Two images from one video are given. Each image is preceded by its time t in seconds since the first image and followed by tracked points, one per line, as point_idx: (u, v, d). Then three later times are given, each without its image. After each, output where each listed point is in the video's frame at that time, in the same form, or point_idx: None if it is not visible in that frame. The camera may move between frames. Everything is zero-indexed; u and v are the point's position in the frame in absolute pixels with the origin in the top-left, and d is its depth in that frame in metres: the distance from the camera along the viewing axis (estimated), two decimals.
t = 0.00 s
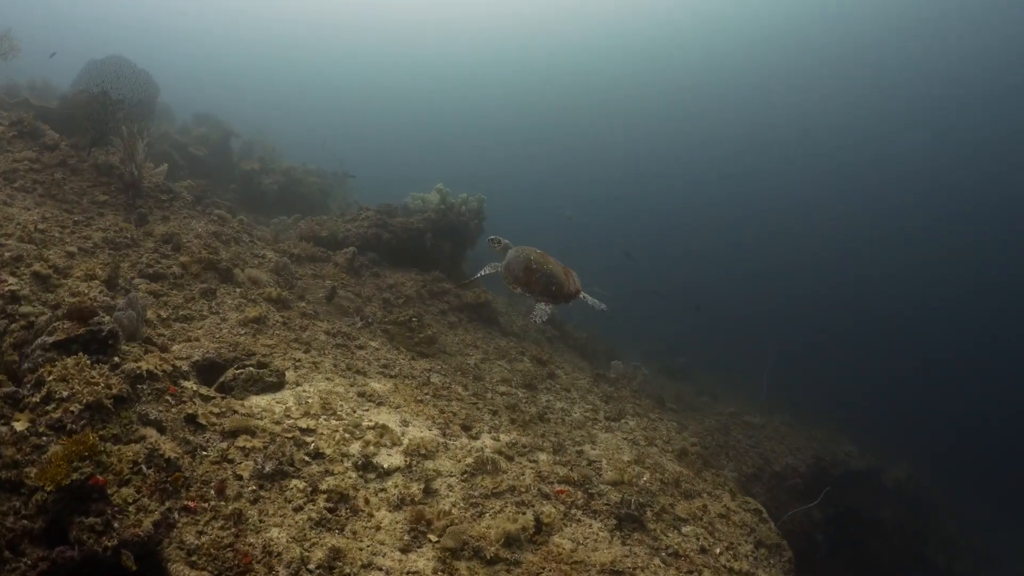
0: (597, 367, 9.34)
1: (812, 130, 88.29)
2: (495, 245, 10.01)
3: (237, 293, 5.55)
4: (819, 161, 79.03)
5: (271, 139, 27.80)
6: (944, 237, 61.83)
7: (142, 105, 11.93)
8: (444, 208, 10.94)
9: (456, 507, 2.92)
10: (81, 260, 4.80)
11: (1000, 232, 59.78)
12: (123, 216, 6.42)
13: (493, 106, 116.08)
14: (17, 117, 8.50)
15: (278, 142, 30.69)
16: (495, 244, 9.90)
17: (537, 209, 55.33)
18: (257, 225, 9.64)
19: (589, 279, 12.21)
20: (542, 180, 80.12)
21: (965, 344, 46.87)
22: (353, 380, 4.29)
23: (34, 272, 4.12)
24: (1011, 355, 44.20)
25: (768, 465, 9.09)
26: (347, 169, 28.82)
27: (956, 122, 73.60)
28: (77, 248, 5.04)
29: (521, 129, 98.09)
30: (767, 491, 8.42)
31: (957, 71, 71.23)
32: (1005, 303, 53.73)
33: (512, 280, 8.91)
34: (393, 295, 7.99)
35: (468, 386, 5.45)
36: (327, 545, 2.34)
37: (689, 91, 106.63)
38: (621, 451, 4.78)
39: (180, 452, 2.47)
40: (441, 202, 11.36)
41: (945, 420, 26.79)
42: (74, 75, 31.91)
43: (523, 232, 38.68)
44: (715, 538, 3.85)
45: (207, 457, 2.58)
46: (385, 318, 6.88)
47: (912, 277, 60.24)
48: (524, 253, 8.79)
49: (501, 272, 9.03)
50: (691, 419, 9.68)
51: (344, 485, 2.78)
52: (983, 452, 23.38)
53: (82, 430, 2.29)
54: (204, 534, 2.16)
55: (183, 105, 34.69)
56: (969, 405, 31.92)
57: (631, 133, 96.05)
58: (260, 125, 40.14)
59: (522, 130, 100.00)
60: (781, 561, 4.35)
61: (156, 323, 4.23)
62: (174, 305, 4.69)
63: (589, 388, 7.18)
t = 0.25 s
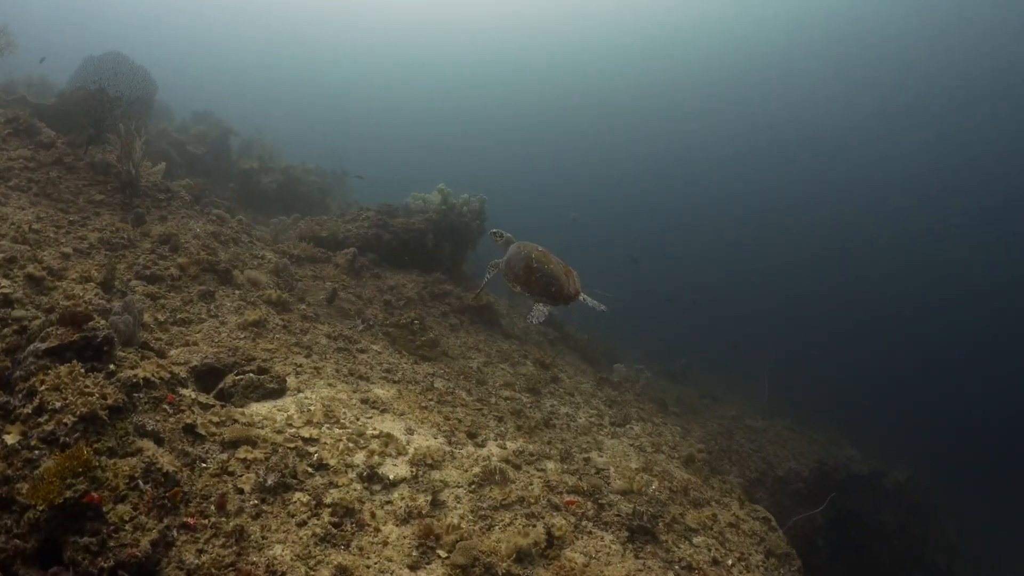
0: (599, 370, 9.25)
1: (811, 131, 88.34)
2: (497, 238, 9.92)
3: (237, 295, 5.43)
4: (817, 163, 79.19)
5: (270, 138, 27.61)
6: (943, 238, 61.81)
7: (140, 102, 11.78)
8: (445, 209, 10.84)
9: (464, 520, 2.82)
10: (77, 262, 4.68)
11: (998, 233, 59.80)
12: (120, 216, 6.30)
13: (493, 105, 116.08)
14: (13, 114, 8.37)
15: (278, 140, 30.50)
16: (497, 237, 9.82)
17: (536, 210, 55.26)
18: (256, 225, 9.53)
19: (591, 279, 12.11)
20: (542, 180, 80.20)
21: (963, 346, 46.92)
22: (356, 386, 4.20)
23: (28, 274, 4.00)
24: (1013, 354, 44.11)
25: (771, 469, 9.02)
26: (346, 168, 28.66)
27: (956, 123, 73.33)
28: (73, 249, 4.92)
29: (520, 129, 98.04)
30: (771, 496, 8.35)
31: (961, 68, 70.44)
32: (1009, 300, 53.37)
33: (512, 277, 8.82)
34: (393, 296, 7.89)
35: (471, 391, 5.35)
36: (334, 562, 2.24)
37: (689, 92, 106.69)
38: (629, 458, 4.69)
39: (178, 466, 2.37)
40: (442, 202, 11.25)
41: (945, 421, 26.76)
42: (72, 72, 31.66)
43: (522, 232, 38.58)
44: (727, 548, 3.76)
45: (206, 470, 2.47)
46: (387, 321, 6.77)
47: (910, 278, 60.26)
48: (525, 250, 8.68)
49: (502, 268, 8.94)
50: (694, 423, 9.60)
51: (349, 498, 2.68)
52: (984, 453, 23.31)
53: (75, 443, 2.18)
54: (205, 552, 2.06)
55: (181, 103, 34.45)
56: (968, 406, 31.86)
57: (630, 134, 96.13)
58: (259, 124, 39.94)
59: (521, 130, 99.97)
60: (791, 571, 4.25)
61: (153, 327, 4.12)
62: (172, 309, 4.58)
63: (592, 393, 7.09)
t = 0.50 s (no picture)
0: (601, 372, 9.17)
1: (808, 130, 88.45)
2: (497, 231, 9.84)
3: (235, 299, 5.32)
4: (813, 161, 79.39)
5: (265, 137, 27.30)
6: (939, 236, 61.99)
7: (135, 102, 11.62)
8: (445, 209, 10.74)
9: (474, 531, 2.74)
10: (71, 265, 4.56)
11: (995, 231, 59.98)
12: (114, 218, 6.17)
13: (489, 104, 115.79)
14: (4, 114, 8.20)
15: (274, 140, 30.18)
16: (497, 231, 9.74)
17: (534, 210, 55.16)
18: (254, 226, 9.40)
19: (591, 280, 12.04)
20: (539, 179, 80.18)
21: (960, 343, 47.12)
22: (359, 391, 4.10)
23: (19, 278, 3.89)
24: (1010, 353, 44.18)
25: (774, 470, 8.97)
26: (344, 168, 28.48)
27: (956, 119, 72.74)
28: (66, 252, 4.80)
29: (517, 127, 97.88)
30: (774, 498, 8.32)
31: (962, 66, 68.66)
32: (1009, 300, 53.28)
33: (512, 272, 8.73)
34: (394, 298, 7.79)
35: (475, 394, 5.27)
36: None
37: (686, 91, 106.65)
38: (636, 463, 4.62)
39: (178, 481, 2.27)
40: (441, 202, 11.16)
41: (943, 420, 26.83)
42: (63, 71, 31.20)
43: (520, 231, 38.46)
44: (738, 555, 3.69)
45: (208, 484, 2.38)
46: (388, 323, 6.67)
47: (907, 276, 60.45)
48: (524, 245, 8.58)
49: (501, 262, 8.85)
50: (697, 424, 9.54)
51: (356, 512, 2.58)
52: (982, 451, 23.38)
53: (70, 459, 2.08)
54: (208, 573, 1.96)
55: (175, 102, 34.00)
56: (965, 406, 31.72)
57: (627, 133, 96.18)
58: (254, 123, 39.52)
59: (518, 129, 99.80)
60: None
61: (150, 332, 4.01)
62: (169, 313, 4.47)
63: (596, 395, 7.01)
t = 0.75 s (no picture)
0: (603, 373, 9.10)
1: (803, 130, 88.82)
2: (497, 229, 9.76)
3: (233, 302, 5.22)
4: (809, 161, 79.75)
5: (262, 137, 27.06)
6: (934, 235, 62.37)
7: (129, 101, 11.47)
8: (444, 210, 10.65)
9: (485, 543, 2.67)
10: (64, 269, 4.45)
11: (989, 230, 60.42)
12: (109, 220, 6.05)
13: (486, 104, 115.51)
14: None
15: (270, 140, 29.93)
16: (497, 228, 9.66)
17: (532, 210, 55.11)
18: (251, 227, 9.27)
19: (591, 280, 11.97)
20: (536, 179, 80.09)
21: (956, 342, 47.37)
22: (362, 397, 4.01)
23: (12, 282, 3.78)
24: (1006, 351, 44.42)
25: (776, 472, 8.93)
26: (340, 168, 28.30)
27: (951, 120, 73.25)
28: (59, 255, 4.68)
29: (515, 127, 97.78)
30: (777, 499, 8.28)
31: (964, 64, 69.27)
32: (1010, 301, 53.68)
33: (512, 270, 8.64)
34: (394, 299, 7.69)
35: (479, 398, 5.19)
36: None
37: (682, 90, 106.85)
38: (643, 467, 4.56)
39: (179, 497, 2.18)
40: (441, 203, 11.07)
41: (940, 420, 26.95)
42: (55, 70, 30.80)
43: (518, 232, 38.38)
44: (750, 562, 3.62)
45: (210, 498, 2.29)
46: (388, 325, 6.58)
47: (902, 275, 60.73)
48: (525, 242, 8.51)
49: (501, 260, 8.76)
50: (698, 425, 9.49)
51: (363, 525, 2.50)
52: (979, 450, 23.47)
53: (66, 476, 1.98)
54: None
55: (169, 101, 33.64)
56: (962, 405, 31.87)
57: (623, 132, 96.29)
58: (250, 122, 39.19)
59: (515, 128, 99.69)
60: None
61: (147, 338, 3.90)
62: (166, 318, 4.36)
63: (599, 397, 6.94)
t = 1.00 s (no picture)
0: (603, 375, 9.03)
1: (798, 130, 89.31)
2: (496, 229, 9.68)
3: (230, 305, 5.11)
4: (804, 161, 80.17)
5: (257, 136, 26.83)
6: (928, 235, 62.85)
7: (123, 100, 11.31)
8: (443, 210, 10.56)
9: (496, 556, 2.59)
10: (57, 272, 4.33)
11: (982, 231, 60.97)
12: (103, 221, 5.92)
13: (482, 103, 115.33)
14: None
15: (266, 140, 29.69)
16: (496, 228, 9.57)
17: (529, 211, 55.06)
18: (247, 227, 9.14)
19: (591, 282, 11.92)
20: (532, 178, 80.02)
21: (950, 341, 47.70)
22: (364, 403, 3.92)
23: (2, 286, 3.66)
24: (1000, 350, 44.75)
25: (778, 474, 8.91)
26: (337, 168, 28.12)
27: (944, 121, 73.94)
28: (52, 258, 4.56)
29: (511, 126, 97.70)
30: (779, 501, 8.25)
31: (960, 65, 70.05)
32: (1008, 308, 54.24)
33: (513, 269, 8.55)
34: (393, 301, 7.59)
35: (481, 403, 5.11)
36: None
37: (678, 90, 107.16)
38: (650, 473, 4.49)
39: (177, 514, 2.08)
40: (439, 202, 10.98)
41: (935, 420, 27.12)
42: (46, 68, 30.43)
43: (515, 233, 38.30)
44: (761, 570, 3.56)
45: (211, 515, 2.19)
46: (388, 327, 6.48)
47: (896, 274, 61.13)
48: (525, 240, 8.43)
49: (501, 258, 8.67)
50: (699, 427, 9.45)
51: (370, 540, 2.40)
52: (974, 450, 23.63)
53: (60, 495, 1.89)
54: None
55: (163, 100, 33.33)
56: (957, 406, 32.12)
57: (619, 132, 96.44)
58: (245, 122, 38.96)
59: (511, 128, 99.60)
60: None
61: (142, 343, 3.79)
62: (162, 322, 4.25)
63: (601, 400, 6.87)
